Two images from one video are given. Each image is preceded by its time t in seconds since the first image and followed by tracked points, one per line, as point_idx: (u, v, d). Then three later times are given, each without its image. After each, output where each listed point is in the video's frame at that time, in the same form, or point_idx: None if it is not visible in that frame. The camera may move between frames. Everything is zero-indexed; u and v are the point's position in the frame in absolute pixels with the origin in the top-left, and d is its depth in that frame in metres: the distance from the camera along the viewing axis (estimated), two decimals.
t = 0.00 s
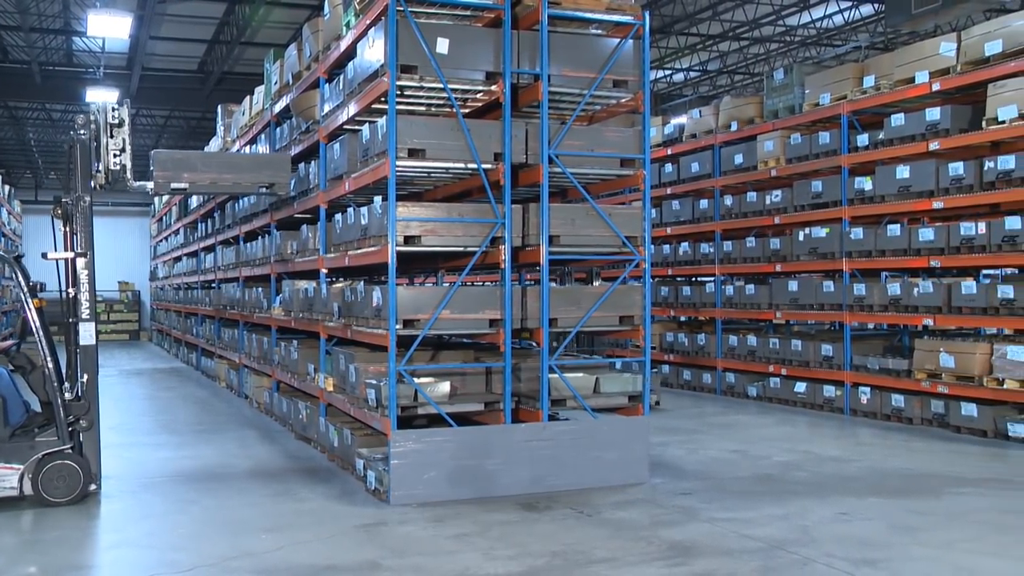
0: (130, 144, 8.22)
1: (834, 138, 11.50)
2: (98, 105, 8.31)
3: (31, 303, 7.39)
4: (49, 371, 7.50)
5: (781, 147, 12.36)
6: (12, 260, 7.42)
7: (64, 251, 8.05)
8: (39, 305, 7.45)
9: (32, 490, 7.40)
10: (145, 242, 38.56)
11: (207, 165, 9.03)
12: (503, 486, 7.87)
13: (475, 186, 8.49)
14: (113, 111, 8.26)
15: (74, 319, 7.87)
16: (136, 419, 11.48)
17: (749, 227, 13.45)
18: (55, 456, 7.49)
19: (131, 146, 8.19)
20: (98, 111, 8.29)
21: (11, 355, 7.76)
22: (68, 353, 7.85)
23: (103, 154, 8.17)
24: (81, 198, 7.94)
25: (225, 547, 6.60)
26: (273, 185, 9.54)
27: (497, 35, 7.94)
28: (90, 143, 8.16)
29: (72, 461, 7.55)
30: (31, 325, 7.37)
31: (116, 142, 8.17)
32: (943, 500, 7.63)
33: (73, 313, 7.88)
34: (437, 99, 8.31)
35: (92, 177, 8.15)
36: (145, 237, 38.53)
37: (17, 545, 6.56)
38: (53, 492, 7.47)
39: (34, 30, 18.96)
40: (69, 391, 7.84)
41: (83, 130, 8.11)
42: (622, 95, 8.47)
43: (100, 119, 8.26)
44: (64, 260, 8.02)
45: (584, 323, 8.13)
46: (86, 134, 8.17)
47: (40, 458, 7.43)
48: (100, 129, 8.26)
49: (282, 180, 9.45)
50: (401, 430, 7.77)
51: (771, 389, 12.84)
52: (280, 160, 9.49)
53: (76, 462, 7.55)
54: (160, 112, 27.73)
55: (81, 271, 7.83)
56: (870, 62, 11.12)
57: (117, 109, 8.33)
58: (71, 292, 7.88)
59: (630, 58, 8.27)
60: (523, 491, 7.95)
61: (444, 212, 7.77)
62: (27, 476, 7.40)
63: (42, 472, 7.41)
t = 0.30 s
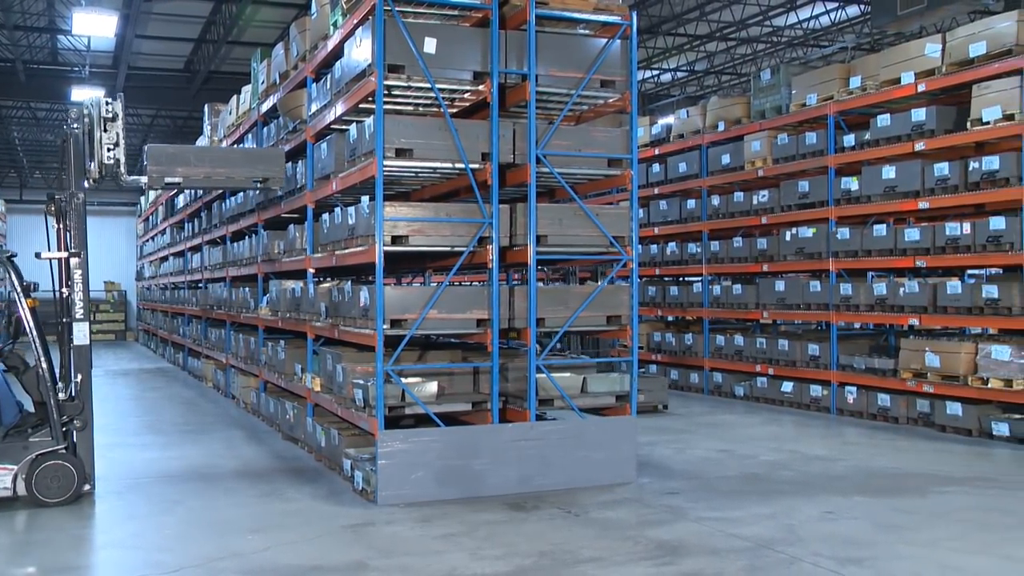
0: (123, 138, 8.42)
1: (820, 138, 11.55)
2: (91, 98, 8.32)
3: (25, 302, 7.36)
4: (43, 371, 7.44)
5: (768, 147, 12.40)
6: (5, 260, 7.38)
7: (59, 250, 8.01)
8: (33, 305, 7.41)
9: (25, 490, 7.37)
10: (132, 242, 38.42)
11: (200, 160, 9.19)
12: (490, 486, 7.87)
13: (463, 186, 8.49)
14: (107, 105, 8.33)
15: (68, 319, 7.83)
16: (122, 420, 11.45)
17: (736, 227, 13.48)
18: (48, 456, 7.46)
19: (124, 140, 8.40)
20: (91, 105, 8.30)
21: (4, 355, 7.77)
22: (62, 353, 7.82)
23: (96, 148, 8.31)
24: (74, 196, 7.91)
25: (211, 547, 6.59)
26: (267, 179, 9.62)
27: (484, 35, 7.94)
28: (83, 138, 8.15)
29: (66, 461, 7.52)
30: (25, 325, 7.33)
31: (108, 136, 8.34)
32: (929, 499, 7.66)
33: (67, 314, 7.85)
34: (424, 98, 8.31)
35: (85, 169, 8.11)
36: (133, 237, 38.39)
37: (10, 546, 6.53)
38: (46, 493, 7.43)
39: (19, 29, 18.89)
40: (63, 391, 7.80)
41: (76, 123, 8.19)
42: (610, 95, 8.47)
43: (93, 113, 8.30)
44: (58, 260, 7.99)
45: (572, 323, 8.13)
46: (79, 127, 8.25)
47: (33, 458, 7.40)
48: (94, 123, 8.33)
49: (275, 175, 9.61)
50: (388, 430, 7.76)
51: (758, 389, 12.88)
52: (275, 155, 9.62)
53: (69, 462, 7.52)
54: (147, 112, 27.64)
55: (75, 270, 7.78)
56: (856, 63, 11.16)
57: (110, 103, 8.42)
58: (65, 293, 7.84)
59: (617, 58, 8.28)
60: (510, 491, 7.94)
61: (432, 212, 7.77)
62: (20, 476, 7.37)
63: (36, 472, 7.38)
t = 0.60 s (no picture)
0: (119, 132, 8.17)
1: (806, 139, 11.59)
2: (87, 92, 8.17)
3: (21, 302, 7.31)
4: (40, 371, 7.38)
5: (754, 147, 12.43)
6: None
7: (53, 248, 7.93)
8: (28, 304, 7.36)
9: (22, 491, 7.36)
10: (117, 241, 38.25)
11: (196, 153, 9.01)
12: (477, 486, 7.87)
13: (449, 186, 8.49)
14: (103, 99, 8.15)
15: (63, 319, 7.81)
16: (107, 420, 11.39)
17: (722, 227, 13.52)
18: (44, 456, 7.44)
19: (120, 134, 8.14)
20: (87, 98, 8.15)
21: None
22: (56, 353, 7.78)
23: (91, 141, 8.07)
24: (70, 192, 7.92)
25: (197, 548, 6.56)
26: (263, 174, 9.39)
27: (470, 34, 7.94)
28: (77, 135, 8.10)
29: (62, 461, 7.50)
30: (21, 325, 7.27)
31: (104, 130, 8.09)
32: (913, 497, 7.70)
33: (61, 313, 7.82)
34: (411, 98, 8.30)
35: (81, 164, 8.08)
36: (118, 236, 38.22)
37: (7, 546, 6.52)
38: (43, 493, 7.42)
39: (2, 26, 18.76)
40: (58, 391, 7.76)
41: (72, 117, 8.05)
42: (596, 95, 8.47)
43: (89, 107, 8.15)
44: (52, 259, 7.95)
45: (558, 323, 8.13)
46: (74, 121, 8.08)
47: (29, 458, 7.38)
48: (89, 117, 8.15)
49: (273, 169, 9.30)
50: (374, 430, 7.75)
51: (744, 388, 12.93)
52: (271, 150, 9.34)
53: (66, 462, 7.51)
54: (132, 110, 27.52)
55: (71, 270, 7.77)
56: (841, 63, 11.20)
57: (107, 97, 8.21)
58: (60, 292, 7.81)
59: (604, 58, 8.29)
60: (496, 491, 7.94)
61: (418, 212, 7.77)
62: (16, 477, 7.36)
63: (32, 473, 7.38)
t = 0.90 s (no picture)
0: (112, 126, 8.25)
1: (788, 138, 11.64)
2: (79, 85, 8.21)
3: (13, 300, 7.26)
4: (32, 370, 7.36)
5: (737, 146, 12.48)
6: None
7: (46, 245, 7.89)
8: (20, 302, 7.31)
9: (15, 491, 7.31)
10: (99, 239, 38.03)
11: (187, 148, 9.22)
12: (460, 485, 7.87)
13: (433, 184, 8.48)
14: (95, 92, 8.21)
15: (55, 318, 7.77)
16: (88, 420, 11.32)
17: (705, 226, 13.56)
18: (36, 455, 7.40)
19: (112, 127, 8.23)
20: (80, 91, 8.19)
21: None
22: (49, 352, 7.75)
23: (84, 135, 8.16)
24: (63, 187, 7.85)
25: (179, 548, 6.54)
26: (255, 168, 9.51)
27: (454, 33, 7.93)
28: (70, 129, 8.15)
29: (55, 460, 7.46)
30: (13, 325, 7.22)
31: (97, 123, 8.19)
32: (895, 495, 7.74)
33: (54, 312, 7.78)
34: (394, 96, 8.28)
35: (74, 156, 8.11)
36: (100, 234, 38.01)
37: None
38: (35, 492, 7.38)
39: None
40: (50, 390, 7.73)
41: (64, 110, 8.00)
42: (580, 94, 8.47)
43: (82, 100, 8.21)
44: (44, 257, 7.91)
45: (542, 322, 8.13)
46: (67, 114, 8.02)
47: (21, 458, 7.34)
48: (82, 110, 8.22)
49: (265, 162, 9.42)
50: (357, 429, 7.73)
51: (727, 386, 12.98)
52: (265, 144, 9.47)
53: (58, 461, 7.47)
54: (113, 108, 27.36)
55: (63, 269, 7.74)
56: (824, 63, 11.25)
57: (99, 90, 8.29)
58: (52, 291, 7.77)
59: (587, 57, 8.29)
60: (480, 490, 7.94)
61: (401, 210, 7.76)
62: (9, 476, 7.32)
63: (25, 472, 7.33)
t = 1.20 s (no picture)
0: (100, 119, 8.18)
1: (769, 138, 11.68)
2: (67, 79, 8.12)
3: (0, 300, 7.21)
4: (19, 369, 7.38)
5: (718, 146, 12.51)
6: None
7: (33, 244, 7.86)
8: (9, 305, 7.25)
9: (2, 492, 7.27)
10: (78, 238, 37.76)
11: (178, 141, 8.58)
12: (441, 484, 7.86)
13: (414, 183, 8.47)
14: (83, 85, 8.12)
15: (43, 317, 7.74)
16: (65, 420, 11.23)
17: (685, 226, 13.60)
18: (24, 456, 7.37)
19: (101, 121, 8.15)
20: (67, 84, 8.08)
21: None
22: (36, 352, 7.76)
23: (72, 128, 8.08)
24: (51, 185, 7.79)
25: (159, 549, 6.49)
26: (245, 164, 9.01)
27: (435, 31, 7.92)
28: (55, 124, 7.99)
29: (43, 460, 7.44)
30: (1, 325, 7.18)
31: (85, 117, 8.11)
32: (874, 493, 7.79)
33: (42, 312, 7.75)
34: (375, 95, 8.26)
35: (62, 149, 8.03)
36: (79, 233, 37.73)
37: None
38: (24, 493, 7.34)
39: None
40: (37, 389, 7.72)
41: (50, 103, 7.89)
42: (561, 94, 8.48)
43: (69, 93, 8.09)
44: (32, 256, 7.89)
45: (523, 321, 8.14)
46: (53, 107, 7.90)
47: (8, 458, 7.31)
48: (69, 104, 8.11)
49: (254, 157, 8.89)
50: (338, 429, 7.71)
51: (708, 385, 13.03)
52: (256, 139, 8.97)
53: (47, 461, 7.45)
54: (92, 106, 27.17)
55: (50, 267, 7.72)
56: (803, 63, 11.29)
57: (86, 83, 8.18)
58: (39, 290, 7.75)
59: (569, 56, 8.30)
60: (461, 489, 7.94)
61: (382, 210, 7.75)
62: None
63: (13, 472, 7.30)
